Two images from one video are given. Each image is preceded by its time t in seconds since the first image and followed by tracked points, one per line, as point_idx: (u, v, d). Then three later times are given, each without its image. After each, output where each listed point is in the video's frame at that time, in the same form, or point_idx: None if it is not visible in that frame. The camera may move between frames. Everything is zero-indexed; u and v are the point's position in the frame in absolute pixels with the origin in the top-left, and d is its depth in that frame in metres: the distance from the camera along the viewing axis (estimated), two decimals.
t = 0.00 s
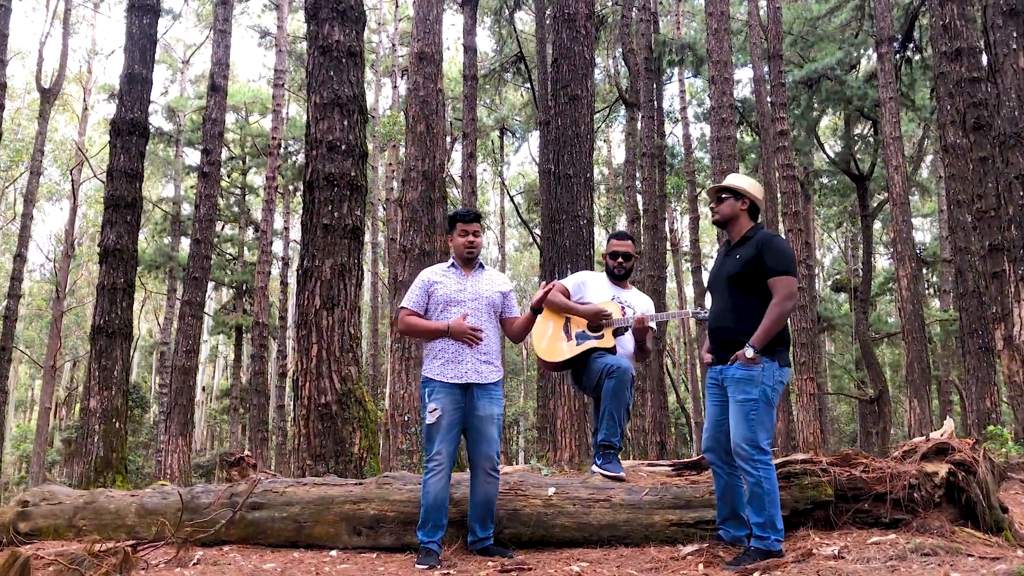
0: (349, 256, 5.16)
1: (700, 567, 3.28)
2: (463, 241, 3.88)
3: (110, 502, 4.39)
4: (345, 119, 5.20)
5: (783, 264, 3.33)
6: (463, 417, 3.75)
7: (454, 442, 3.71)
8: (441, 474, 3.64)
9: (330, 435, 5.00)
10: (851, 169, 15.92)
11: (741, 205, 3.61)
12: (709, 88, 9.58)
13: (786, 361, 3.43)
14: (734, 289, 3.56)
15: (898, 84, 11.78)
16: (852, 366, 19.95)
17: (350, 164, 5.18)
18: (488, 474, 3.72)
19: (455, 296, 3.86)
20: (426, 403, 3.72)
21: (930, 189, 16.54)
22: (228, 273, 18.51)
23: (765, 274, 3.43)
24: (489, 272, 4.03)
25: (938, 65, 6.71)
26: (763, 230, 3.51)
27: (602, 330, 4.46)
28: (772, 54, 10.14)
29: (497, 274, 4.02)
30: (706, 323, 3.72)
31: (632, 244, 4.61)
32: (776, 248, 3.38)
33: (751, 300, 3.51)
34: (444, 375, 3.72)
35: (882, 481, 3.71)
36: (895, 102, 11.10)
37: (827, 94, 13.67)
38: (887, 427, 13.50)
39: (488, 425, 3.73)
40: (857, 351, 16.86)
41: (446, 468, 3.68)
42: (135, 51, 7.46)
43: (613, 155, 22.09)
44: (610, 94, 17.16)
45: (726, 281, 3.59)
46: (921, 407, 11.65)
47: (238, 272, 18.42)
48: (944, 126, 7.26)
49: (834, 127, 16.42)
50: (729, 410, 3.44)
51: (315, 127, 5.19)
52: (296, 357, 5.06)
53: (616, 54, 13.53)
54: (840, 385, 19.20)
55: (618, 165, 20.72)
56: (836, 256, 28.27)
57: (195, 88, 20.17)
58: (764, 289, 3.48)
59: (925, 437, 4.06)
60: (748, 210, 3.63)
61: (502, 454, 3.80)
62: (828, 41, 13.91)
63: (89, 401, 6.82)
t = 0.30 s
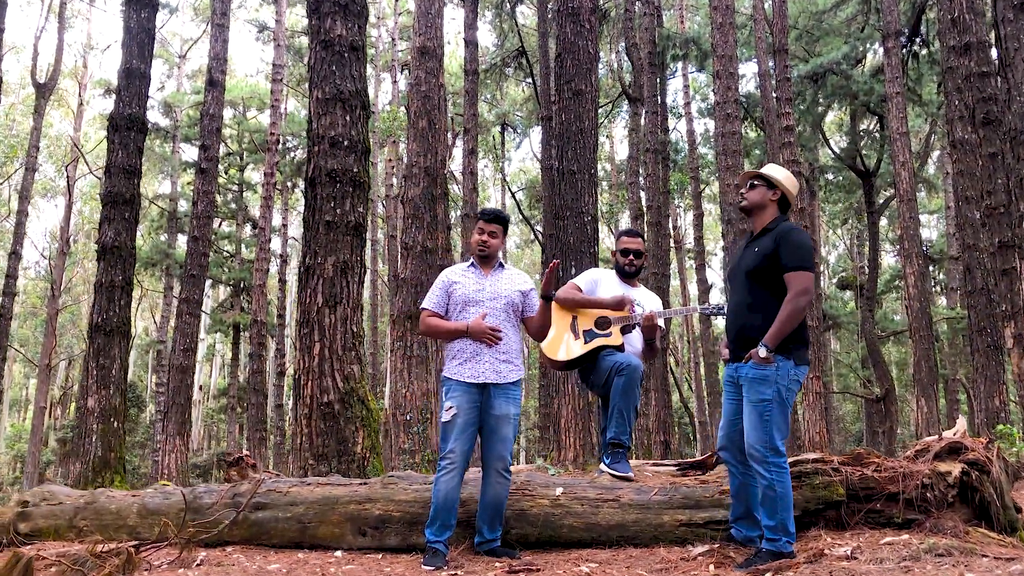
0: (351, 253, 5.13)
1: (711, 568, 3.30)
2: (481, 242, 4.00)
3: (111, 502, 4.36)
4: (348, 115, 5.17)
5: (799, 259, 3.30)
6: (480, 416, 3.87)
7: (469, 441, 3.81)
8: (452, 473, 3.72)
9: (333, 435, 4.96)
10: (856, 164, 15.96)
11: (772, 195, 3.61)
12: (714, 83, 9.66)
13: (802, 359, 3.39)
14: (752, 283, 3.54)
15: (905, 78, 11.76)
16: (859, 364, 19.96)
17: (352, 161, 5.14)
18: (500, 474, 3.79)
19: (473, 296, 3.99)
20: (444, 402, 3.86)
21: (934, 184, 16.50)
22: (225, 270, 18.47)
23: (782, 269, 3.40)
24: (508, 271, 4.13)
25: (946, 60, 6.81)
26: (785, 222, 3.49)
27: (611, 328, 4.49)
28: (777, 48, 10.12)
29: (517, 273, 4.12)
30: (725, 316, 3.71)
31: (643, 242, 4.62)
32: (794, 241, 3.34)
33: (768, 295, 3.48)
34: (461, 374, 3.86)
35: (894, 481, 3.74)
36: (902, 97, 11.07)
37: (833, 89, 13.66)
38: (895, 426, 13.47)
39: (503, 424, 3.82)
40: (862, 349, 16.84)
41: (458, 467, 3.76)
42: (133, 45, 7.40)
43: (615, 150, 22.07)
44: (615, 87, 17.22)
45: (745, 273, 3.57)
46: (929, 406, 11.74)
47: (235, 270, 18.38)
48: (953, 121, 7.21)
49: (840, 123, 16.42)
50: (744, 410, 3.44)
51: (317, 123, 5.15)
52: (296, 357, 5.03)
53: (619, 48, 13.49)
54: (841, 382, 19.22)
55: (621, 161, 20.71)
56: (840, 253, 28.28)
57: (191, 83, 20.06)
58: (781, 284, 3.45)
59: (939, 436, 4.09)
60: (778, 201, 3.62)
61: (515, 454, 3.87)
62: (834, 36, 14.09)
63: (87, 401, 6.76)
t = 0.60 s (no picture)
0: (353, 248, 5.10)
1: (723, 568, 3.33)
2: (502, 240, 4.05)
3: (111, 503, 4.37)
4: (350, 110, 5.16)
5: (827, 261, 3.29)
6: (493, 415, 3.93)
7: (482, 440, 3.87)
8: (464, 471, 3.78)
9: (336, 434, 4.92)
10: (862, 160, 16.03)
11: (795, 191, 3.59)
12: (718, 77, 9.89)
13: (821, 360, 3.38)
14: (773, 282, 3.53)
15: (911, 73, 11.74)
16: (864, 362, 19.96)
17: (355, 155, 5.13)
18: (510, 474, 3.86)
19: (488, 296, 4.06)
20: (457, 400, 3.93)
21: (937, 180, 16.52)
22: (222, 267, 18.39)
23: (806, 270, 3.39)
24: (523, 270, 4.20)
25: (953, 55, 6.79)
26: (811, 222, 3.47)
27: (621, 327, 4.59)
28: (782, 43, 10.08)
29: (532, 271, 4.16)
30: (742, 312, 3.71)
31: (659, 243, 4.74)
32: (821, 245, 3.33)
33: (790, 296, 3.48)
34: (476, 374, 3.91)
35: (908, 481, 3.79)
36: (908, 93, 11.07)
37: (839, 83, 13.91)
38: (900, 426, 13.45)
39: (515, 424, 3.87)
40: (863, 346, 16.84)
41: (469, 465, 3.81)
42: (131, 39, 7.35)
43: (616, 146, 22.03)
44: (620, 79, 17.23)
45: (766, 271, 3.56)
46: (936, 404, 11.71)
47: (232, 267, 18.34)
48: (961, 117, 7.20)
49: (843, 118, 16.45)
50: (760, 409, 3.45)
51: (319, 118, 5.12)
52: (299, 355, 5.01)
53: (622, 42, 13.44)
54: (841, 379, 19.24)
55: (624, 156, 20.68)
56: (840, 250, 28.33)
57: (188, 78, 19.94)
58: (805, 286, 3.44)
59: (950, 436, 4.14)
60: (801, 198, 3.60)
61: (526, 455, 3.92)
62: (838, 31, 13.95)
63: (84, 400, 6.71)
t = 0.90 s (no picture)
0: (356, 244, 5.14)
1: (734, 568, 3.34)
2: (504, 236, 4.02)
3: (112, 502, 4.34)
4: (352, 104, 5.20)
5: (850, 256, 3.28)
6: (500, 413, 3.91)
7: (489, 438, 3.85)
8: (468, 469, 3.77)
9: (339, 432, 4.90)
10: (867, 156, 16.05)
11: (818, 182, 3.57)
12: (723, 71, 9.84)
13: (838, 356, 3.41)
14: (792, 274, 3.52)
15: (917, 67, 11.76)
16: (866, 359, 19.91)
17: (356, 150, 5.18)
18: (516, 473, 3.82)
19: (492, 293, 4.04)
20: (462, 398, 3.93)
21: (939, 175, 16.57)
22: (218, 264, 18.29)
23: (828, 263, 3.38)
24: (529, 264, 4.15)
25: (961, 49, 6.84)
26: (833, 215, 3.45)
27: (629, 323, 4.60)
28: (786, 37, 10.06)
29: (537, 266, 4.13)
30: (759, 302, 3.70)
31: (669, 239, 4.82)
32: (846, 240, 3.31)
33: (808, 290, 3.47)
34: (480, 371, 3.90)
35: (921, 479, 3.85)
36: (913, 87, 11.09)
37: (844, 78, 13.97)
38: (906, 424, 13.48)
39: (521, 423, 3.85)
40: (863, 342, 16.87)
41: (474, 464, 3.80)
42: (127, 32, 7.27)
43: (617, 141, 21.96)
44: (622, 74, 17.19)
45: (785, 262, 3.55)
46: (943, 402, 11.68)
47: (229, 264, 18.25)
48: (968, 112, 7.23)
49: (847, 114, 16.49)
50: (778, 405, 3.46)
51: (320, 114, 5.17)
52: (302, 353, 5.00)
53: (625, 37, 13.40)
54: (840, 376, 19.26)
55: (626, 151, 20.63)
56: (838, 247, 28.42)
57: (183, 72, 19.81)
58: (825, 280, 3.44)
59: (965, 434, 4.18)
60: (824, 188, 3.58)
61: (532, 454, 3.88)
62: (843, 24, 14.15)
63: (80, 398, 6.64)
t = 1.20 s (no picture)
0: (355, 241, 5.08)
1: (742, 569, 3.34)
2: (493, 231, 4.01)
3: (109, 503, 4.29)
4: (352, 99, 5.15)
5: (868, 259, 3.36)
6: (494, 412, 3.87)
7: (484, 438, 3.81)
8: (467, 471, 3.73)
9: (340, 431, 4.87)
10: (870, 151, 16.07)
11: (832, 183, 3.63)
12: (726, 67, 9.82)
13: (851, 354, 3.47)
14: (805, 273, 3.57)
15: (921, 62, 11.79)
16: (866, 357, 19.88)
17: (356, 146, 5.12)
18: (516, 474, 3.79)
19: (485, 290, 4.01)
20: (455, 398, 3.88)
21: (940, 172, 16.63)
22: (213, 262, 18.20)
23: (843, 264, 3.45)
24: (522, 261, 4.12)
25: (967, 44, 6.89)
26: (848, 217, 3.53)
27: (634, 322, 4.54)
28: (789, 32, 10.03)
29: (530, 262, 4.09)
30: (769, 300, 3.75)
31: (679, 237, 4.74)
32: (865, 244, 3.38)
33: (822, 289, 3.52)
34: (473, 370, 3.86)
35: (930, 479, 3.85)
36: (918, 83, 11.12)
37: (847, 73, 14.00)
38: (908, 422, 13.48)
39: (517, 422, 3.81)
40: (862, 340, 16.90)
41: (472, 465, 3.76)
42: (123, 27, 7.19)
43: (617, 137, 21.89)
44: (624, 68, 17.16)
45: (799, 262, 3.60)
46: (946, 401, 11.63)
47: (224, 261, 18.17)
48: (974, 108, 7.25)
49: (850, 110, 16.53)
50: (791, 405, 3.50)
51: (320, 109, 5.11)
52: (301, 353, 4.96)
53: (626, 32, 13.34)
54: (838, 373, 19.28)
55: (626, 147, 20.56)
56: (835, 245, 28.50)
57: (178, 67, 19.68)
58: (839, 280, 3.49)
59: (973, 434, 4.19)
60: (836, 191, 3.66)
61: (531, 453, 3.85)
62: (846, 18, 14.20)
63: (75, 397, 6.57)
